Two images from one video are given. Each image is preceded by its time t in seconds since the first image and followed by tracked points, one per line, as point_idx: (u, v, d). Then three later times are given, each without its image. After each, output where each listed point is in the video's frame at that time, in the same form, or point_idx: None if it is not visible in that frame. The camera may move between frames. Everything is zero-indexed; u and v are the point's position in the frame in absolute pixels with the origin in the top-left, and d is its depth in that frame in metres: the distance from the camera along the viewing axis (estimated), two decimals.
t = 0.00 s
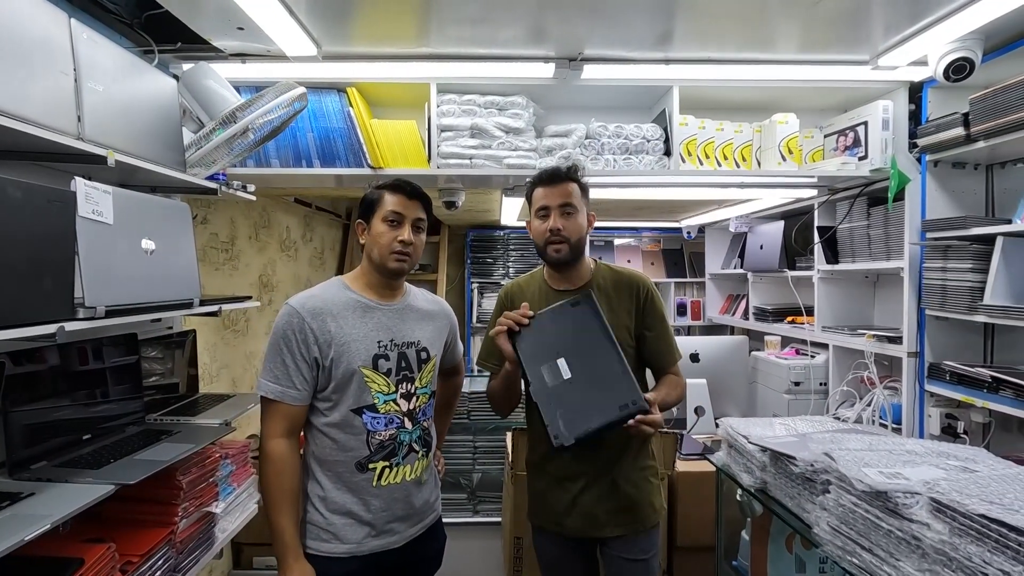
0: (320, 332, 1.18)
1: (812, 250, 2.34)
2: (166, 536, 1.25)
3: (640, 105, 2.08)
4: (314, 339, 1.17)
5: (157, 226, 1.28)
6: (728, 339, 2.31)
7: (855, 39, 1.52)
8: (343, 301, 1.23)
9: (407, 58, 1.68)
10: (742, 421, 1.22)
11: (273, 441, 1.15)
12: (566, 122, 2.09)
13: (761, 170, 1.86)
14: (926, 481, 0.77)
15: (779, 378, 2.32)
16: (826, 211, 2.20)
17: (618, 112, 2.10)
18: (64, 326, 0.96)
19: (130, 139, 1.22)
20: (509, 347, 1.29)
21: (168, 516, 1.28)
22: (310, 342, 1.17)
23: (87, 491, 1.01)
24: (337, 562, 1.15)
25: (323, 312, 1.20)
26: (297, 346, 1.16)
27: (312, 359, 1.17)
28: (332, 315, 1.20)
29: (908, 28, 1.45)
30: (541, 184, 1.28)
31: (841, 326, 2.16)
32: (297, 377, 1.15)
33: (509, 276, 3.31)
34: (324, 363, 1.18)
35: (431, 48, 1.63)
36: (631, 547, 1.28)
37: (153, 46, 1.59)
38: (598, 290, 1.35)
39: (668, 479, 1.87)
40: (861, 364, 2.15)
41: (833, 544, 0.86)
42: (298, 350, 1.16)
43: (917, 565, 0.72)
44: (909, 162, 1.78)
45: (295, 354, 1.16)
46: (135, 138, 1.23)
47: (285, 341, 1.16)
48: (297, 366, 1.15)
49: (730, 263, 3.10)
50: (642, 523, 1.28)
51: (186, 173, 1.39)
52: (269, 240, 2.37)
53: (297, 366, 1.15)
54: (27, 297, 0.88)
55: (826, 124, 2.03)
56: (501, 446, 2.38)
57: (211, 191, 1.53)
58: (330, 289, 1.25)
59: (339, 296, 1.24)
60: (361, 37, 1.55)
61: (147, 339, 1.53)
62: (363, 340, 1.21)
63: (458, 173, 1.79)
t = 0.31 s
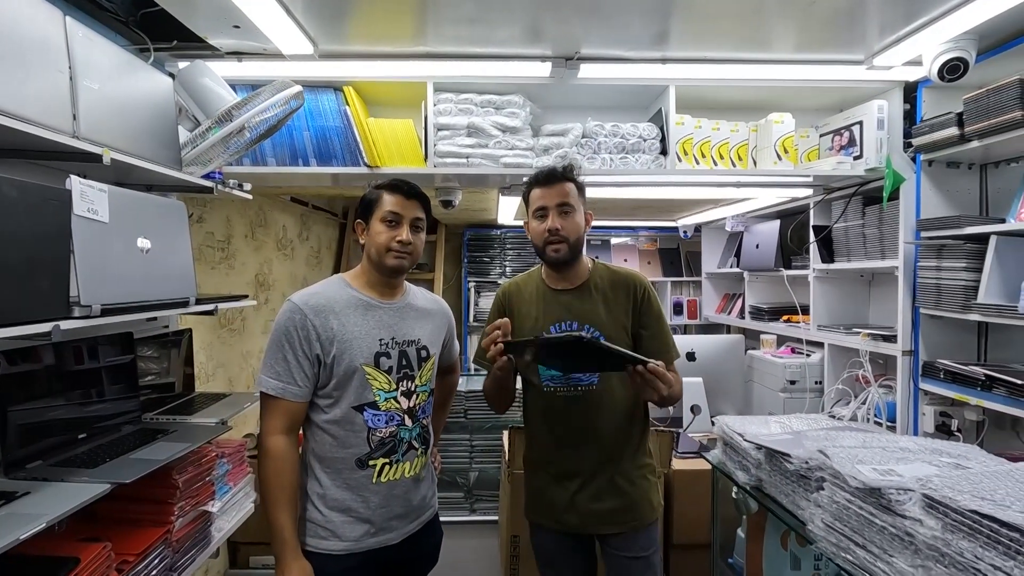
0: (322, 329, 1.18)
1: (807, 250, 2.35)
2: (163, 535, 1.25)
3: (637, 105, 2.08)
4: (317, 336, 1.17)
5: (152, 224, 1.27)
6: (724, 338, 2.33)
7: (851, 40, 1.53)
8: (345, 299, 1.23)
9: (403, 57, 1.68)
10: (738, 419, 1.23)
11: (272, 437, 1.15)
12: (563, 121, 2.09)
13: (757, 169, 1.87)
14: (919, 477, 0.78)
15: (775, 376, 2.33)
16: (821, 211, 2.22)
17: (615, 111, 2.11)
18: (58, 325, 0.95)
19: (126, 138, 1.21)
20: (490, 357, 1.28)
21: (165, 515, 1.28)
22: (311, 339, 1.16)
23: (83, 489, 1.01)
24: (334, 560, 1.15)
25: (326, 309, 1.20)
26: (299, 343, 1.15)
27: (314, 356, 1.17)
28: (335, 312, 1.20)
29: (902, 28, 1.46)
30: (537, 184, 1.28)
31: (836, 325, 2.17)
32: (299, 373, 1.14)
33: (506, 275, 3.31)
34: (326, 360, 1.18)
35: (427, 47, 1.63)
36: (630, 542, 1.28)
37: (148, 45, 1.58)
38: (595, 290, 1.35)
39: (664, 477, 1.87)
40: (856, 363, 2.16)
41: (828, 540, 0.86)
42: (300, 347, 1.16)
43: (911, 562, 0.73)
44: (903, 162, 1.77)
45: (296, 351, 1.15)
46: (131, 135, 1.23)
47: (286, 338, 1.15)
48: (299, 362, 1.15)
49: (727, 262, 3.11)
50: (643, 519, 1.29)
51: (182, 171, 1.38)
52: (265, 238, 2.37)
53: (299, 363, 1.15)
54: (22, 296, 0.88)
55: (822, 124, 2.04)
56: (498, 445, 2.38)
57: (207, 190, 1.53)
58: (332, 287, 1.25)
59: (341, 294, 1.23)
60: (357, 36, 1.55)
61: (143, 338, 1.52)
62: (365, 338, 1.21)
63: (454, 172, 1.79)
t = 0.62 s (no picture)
0: (322, 328, 1.17)
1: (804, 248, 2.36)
2: (160, 534, 1.25)
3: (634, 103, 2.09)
4: (317, 336, 1.17)
5: (148, 223, 1.27)
6: (721, 336, 2.33)
7: (847, 39, 1.54)
8: (346, 298, 1.23)
9: (400, 56, 1.68)
10: (735, 417, 1.23)
11: (272, 436, 1.15)
12: (560, 120, 2.09)
13: (754, 168, 1.87)
14: (914, 475, 0.78)
15: (772, 375, 2.34)
16: (818, 210, 2.24)
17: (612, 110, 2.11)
18: (54, 324, 0.95)
19: (123, 136, 1.21)
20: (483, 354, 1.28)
21: (162, 513, 1.28)
22: (312, 338, 1.16)
23: (79, 489, 1.00)
24: (332, 558, 1.15)
25: (326, 308, 1.20)
26: (300, 342, 1.15)
27: (315, 356, 1.16)
28: (335, 312, 1.20)
29: (899, 27, 1.46)
30: (532, 188, 1.28)
31: (833, 323, 2.18)
32: (299, 372, 1.14)
33: (503, 274, 3.31)
34: (326, 360, 1.17)
35: (424, 46, 1.62)
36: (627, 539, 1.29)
37: (144, 42, 1.57)
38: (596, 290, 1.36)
39: (662, 475, 1.88)
40: (853, 361, 2.17)
41: (823, 538, 0.87)
42: (300, 346, 1.15)
43: (905, 559, 0.73)
44: (900, 161, 1.81)
45: (297, 350, 1.15)
46: (127, 134, 1.22)
47: (287, 337, 1.15)
48: (299, 362, 1.15)
49: (725, 261, 3.11)
50: (642, 519, 1.29)
51: (179, 170, 1.38)
52: (262, 237, 2.36)
53: (299, 362, 1.15)
54: (18, 295, 0.88)
55: (818, 122, 2.05)
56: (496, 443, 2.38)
57: (204, 188, 1.52)
58: (333, 287, 1.25)
59: (341, 294, 1.23)
60: (354, 34, 1.55)
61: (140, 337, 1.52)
62: (365, 338, 1.21)
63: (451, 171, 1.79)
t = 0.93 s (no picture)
0: (320, 326, 1.17)
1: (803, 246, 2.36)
2: (156, 533, 1.24)
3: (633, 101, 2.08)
4: (316, 333, 1.16)
5: (144, 220, 1.26)
6: (720, 335, 2.33)
7: (847, 36, 1.53)
8: (344, 296, 1.22)
9: (398, 53, 1.67)
10: (734, 415, 1.23)
11: (267, 433, 1.14)
12: (558, 117, 2.09)
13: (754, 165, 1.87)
14: (913, 473, 0.78)
15: (771, 373, 2.34)
16: (817, 208, 2.23)
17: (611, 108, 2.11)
18: (49, 322, 0.94)
19: (120, 133, 1.20)
20: (483, 346, 1.29)
21: (158, 512, 1.27)
22: (310, 335, 1.16)
23: (75, 487, 1.00)
24: (330, 556, 1.15)
25: (325, 305, 1.19)
26: (298, 340, 1.15)
27: (312, 353, 1.16)
28: (333, 309, 1.20)
29: (898, 24, 1.46)
30: (525, 191, 1.27)
31: (831, 321, 2.18)
32: (297, 370, 1.14)
33: (502, 272, 3.30)
34: (324, 357, 1.17)
35: (422, 43, 1.62)
36: (626, 538, 1.29)
37: (141, 39, 1.54)
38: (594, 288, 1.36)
39: (660, 473, 1.88)
40: (852, 359, 2.17)
41: (823, 536, 0.86)
42: (299, 344, 1.15)
43: (905, 558, 0.73)
44: (898, 158, 1.82)
45: (295, 347, 1.14)
46: (123, 131, 1.21)
47: (285, 334, 1.14)
48: (297, 359, 1.14)
49: (723, 259, 3.11)
50: (641, 517, 1.29)
51: (175, 167, 1.37)
52: (260, 235, 2.35)
53: (297, 359, 1.14)
54: (13, 293, 0.87)
55: (817, 120, 2.04)
56: (495, 441, 2.38)
57: (201, 186, 1.51)
58: (331, 284, 1.24)
59: (339, 292, 1.23)
60: (351, 31, 1.54)
61: (137, 335, 1.51)
62: (363, 336, 1.20)
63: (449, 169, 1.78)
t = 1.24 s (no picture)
0: (317, 324, 1.16)
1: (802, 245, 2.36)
2: (152, 532, 1.23)
3: (632, 99, 2.07)
4: (313, 330, 1.16)
5: (139, 217, 1.25)
6: (719, 333, 2.33)
7: (846, 33, 1.52)
8: (340, 295, 1.21)
9: (395, 50, 1.66)
10: (733, 414, 1.22)
11: (263, 429, 1.13)
12: (557, 115, 2.08)
13: (753, 163, 1.86)
14: (914, 472, 0.77)
15: (769, 372, 2.33)
16: (817, 206, 2.22)
17: (609, 105, 2.10)
18: (43, 320, 0.93)
19: (114, 130, 1.19)
20: (494, 349, 1.26)
21: (154, 511, 1.26)
22: (306, 334, 1.15)
23: (70, 487, 0.99)
24: (325, 555, 1.14)
25: (321, 304, 1.18)
26: (295, 338, 1.14)
27: (309, 351, 1.15)
28: (330, 308, 1.19)
29: (898, 21, 1.45)
30: (522, 188, 1.27)
31: (830, 320, 2.18)
32: (294, 367, 1.13)
33: (500, 271, 3.29)
34: (320, 355, 1.16)
35: (419, 39, 1.60)
36: (622, 537, 1.28)
37: (136, 35, 1.53)
38: (593, 286, 1.35)
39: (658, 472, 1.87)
40: (850, 358, 2.17)
41: (822, 536, 0.86)
42: (295, 342, 1.14)
43: (905, 558, 0.73)
44: (898, 156, 1.84)
45: (292, 346, 1.14)
46: (118, 127, 1.20)
47: (282, 333, 1.13)
48: (294, 357, 1.14)
49: (722, 258, 3.11)
50: (637, 517, 1.28)
51: (170, 164, 1.36)
52: (257, 233, 2.34)
53: (293, 357, 1.14)
54: (6, 291, 0.86)
55: (816, 118, 2.04)
56: (493, 439, 2.38)
57: (197, 184, 1.50)
58: (327, 282, 1.23)
59: (336, 290, 1.22)
60: (348, 28, 1.53)
61: (133, 334, 1.50)
62: (360, 334, 1.19)
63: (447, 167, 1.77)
